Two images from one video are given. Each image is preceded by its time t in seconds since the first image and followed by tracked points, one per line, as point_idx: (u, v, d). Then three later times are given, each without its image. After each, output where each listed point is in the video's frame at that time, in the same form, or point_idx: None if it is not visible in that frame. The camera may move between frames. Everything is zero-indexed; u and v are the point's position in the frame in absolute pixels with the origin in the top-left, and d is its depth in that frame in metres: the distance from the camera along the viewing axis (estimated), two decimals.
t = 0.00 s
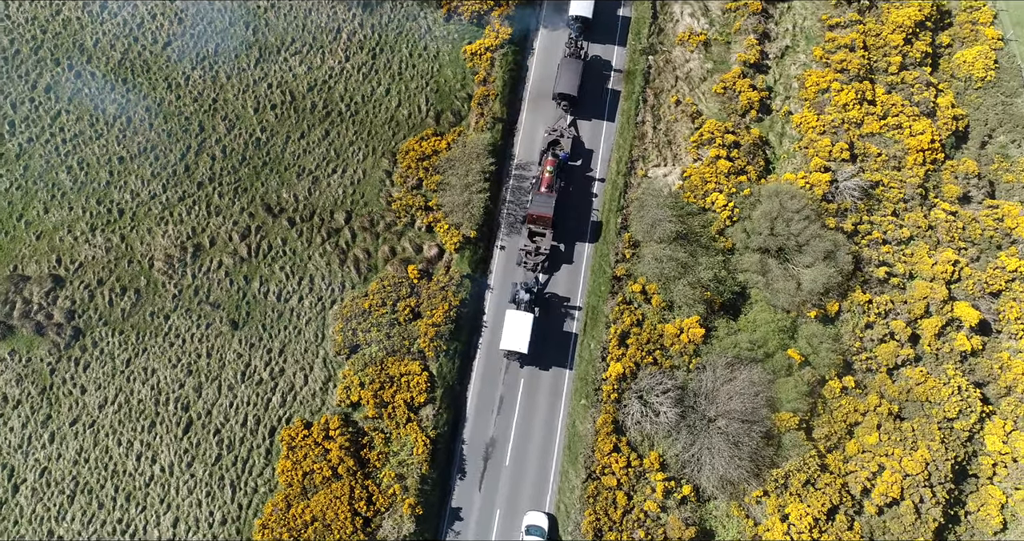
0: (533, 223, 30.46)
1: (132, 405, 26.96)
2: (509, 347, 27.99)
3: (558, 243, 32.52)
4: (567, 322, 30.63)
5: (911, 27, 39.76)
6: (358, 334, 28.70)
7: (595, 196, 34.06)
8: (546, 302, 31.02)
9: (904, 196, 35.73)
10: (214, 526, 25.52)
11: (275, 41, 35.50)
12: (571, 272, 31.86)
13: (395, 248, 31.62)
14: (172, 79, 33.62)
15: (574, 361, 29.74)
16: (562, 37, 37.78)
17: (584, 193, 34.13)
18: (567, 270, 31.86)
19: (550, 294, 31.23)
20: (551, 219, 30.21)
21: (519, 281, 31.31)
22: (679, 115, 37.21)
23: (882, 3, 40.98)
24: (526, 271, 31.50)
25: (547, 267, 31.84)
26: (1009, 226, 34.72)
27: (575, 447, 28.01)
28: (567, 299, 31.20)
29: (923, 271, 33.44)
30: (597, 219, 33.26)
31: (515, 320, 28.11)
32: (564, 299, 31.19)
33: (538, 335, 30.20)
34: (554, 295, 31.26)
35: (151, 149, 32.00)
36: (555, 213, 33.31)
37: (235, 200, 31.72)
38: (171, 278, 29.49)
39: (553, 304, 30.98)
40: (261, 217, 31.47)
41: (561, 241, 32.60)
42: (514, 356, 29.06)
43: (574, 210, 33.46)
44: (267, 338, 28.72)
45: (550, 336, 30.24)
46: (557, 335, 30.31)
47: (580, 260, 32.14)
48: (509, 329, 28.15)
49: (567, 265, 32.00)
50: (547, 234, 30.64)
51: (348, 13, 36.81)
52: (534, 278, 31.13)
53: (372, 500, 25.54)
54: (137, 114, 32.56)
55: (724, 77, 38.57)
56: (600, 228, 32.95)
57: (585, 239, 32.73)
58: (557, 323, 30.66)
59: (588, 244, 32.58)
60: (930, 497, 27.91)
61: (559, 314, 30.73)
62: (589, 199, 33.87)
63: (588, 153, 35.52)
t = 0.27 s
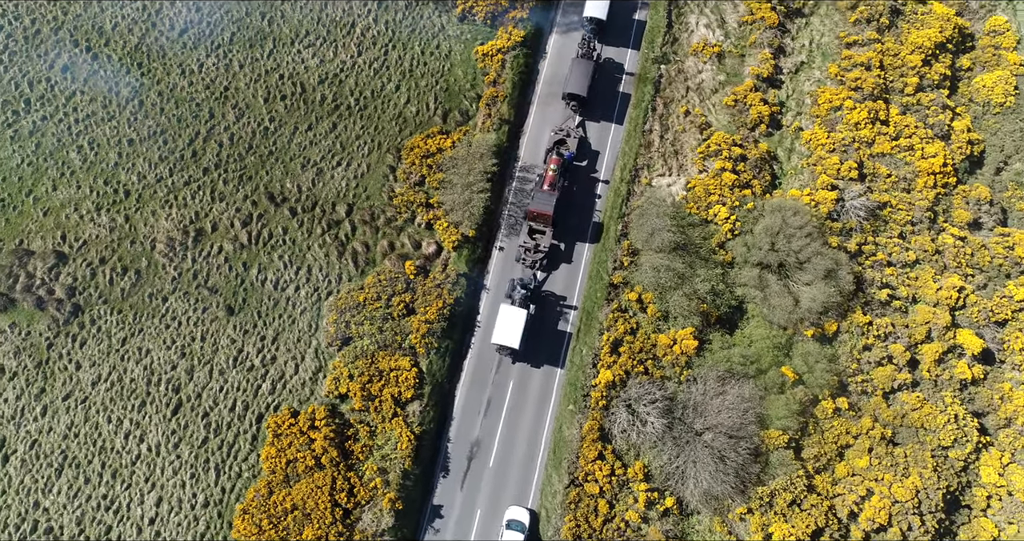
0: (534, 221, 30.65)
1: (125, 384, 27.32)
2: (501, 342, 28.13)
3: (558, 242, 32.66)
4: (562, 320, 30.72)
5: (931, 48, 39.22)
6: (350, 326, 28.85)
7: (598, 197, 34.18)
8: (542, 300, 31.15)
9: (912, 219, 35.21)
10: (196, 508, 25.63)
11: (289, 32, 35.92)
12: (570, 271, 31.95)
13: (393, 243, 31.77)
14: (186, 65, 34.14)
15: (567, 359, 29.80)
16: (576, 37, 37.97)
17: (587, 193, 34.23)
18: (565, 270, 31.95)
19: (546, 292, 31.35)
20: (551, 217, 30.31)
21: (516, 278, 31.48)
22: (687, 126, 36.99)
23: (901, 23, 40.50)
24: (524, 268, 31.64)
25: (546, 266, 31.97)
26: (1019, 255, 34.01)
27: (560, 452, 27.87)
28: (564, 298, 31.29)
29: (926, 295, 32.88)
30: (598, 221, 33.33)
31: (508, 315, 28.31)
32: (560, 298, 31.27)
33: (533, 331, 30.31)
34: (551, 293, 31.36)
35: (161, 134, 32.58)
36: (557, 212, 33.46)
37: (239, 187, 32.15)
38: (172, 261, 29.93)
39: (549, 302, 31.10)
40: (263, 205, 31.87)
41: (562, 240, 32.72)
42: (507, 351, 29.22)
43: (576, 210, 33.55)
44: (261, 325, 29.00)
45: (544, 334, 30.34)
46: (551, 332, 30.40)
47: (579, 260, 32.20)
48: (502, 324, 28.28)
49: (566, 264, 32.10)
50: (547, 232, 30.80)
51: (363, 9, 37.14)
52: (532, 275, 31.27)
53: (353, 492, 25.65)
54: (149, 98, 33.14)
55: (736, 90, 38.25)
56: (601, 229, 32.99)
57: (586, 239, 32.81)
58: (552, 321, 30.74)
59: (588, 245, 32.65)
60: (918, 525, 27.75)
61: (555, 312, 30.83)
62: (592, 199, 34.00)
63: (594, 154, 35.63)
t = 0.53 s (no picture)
0: (535, 220, 30.81)
1: (119, 363, 27.69)
2: (495, 338, 28.28)
3: (558, 242, 32.86)
4: (557, 319, 30.86)
5: (948, 71, 38.75)
6: (344, 319, 29.03)
7: (602, 199, 34.31)
8: (539, 299, 31.30)
9: (918, 242, 34.67)
10: (179, 491, 25.66)
11: (303, 26, 36.39)
12: (568, 271, 32.09)
13: (392, 239, 31.96)
14: (200, 53, 34.70)
15: (559, 359, 29.88)
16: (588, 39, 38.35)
17: (591, 195, 34.39)
18: (564, 270, 32.10)
19: (544, 291, 31.51)
20: (551, 217, 30.39)
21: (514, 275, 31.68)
22: (694, 137, 36.78)
23: (919, 44, 40.10)
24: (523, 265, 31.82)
25: (545, 265, 32.13)
26: None
27: (544, 458, 27.78)
28: (560, 298, 31.43)
29: (928, 321, 32.38)
30: (600, 223, 33.47)
31: (503, 311, 28.48)
32: (557, 298, 31.41)
33: (527, 329, 30.46)
34: (548, 293, 31.53)
35: (171, 120, 33.13)
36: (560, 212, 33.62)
37: (244, 176, 32.56)
38: (173, 245, 30.34)
39: (545, 301, 31.25)
40: (267, 195, 32.23)
41: (562, 240, 32.90)
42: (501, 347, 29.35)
43: (578, 211, 33.69)
44: (256, 313, 29.32)
45: (539, 332, 30.49)
46: (546, 331, 30.54)
47: (578, 261, 32.34)
48: (495, 320, 28.41)
49: (565, 264, 32.26)
50: (548, 231, 30.92)
51: (378, 6, 37.57)
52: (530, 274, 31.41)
53: (335, 484, 25.64)
54: (162, 84, 33.71)
55: (746, 104, 37.91)
56: (602, 231, 33.13)
57: (586, 240, 32.96)
58: (548, 320, 30.86)
59: (588, 246, 32.79)
60: None
61: (551, 311, 30.97)
62: (595, 201, 34.17)
63: (600, 157, 35.76)
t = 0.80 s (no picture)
0: (536, 220, 31.06)
1: (115, 343, 28.11)
2: (489, 334, 28.53)
3: (559, 242, 33.21)
4: (553, 319, 31.15)
5: (965, 95, 38.18)
6: (337, 313, 29.22)
7: (605, 202, 34.63)
8: (536, 298, 31.59)
9: (924, 267, 34.07)
10: (164, 473, 25.88)
11: (318, 21, 36.98)
12: (567, 271, 32.40)
13: (392, 236, 32.18)
14: (215, 42, 35.27)
15: (552, 358, 30.12)
16: (602, 42, 38.72)
17: (594, 197, 34.73)
18: (562, 270, 32.39)
19: (541, 290, 31.81)
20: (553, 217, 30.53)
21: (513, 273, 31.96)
22: (701, 150, 36.51)
23: (937, 67, 39.54)
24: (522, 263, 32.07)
25: (544, 265, 32.44)
26: None
27: (528, 462, 27.71)
28: (557, 297, 31.74)
29: (928, 348, 31.83)
30: (602, 227, 33.89)
31: (499, 308, 28.71)
32: (554, 298, 31.72)
33: (522, 327, 30.73)
34: (545, 292, 31.82)
35: (182, 107, 33.70)
36: (562, 213, 33.99)
37: (250, 166, 33.00)
38: (176, 230, 30.85)
39: (542, 300, 31.54)
40: (270, 186, 32.64)
41: (562, 241, 33.24)
42: (495, 344, 29.61)
43: (581, 213, 34.18)
44: (252, 302, 29.64)
45: (533, 330, 30.76)
46: (541, 330, 30.79)
47: (577, 262, 32.67)
48: (490, 316, 28.60)
49: (564, 265, 32.58)
50: (548, 231, 31.05)
51: (393, 4, 38.18)
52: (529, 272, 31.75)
53: (317, 476, 25.69)
54: (176, 72, 34.32)
55: (756, 119, 37.46)
56: (603, 234, 33.55)
57: (587, 243, 33.31)
58: (543, 319, 31.14)
59: (588, 248, 33.13)
60: None
61: (547, 311, 31.24)
62: (598, 204, 34.51)
63: (607, 160, 35.99)
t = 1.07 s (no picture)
0: (537, 219, 31.17)
1: (112, 325, 28.58)
2: (482, 331, 28.66)
3: (559, 243, 33.17)
4: (548, 319, 31.11)
5: (981, 121, 37.68)
6: (331, 307, 29.46)
7: (608, 206, 34.59)
8: (533, 298, 31.63)
9: (928, 293, 33.54)
10: (151, 455, 26.16)
11: (333, 17, 37.63)
12: (566, 273, 32.37)
13: (391, 233, 32.32)
14: (230, 34, 35.97)
15: (545, 359, 30.05)
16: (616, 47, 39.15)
17: (598, 201, 34.71)
18: (561, 272, 32.37)
19: (538, 290, 31.85)
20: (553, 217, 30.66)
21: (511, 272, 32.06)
22: (707, 163, 36.29)
23: (954, 91, 39.02)
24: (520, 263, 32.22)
25: (543, 265, 32.46)
26: None
27: (511, 467, 27.66)
28: (554, 299, 31.71)
29: (926, 375, 31.30)
30: (603, 230, 33.77)
31: (494, 305, 28.90)
32: (551, 299, 31.71)
33: (517, 326, 30.77)
34: (542, 293, 31.85)
35: (194, 97, 34.44)
36: (564, 215, 34.05)
37: (256, 157, 33.52)
38: (179, 216, 31.39)
39: (539, 301, 31.54)
40: (275, 177, 33.11)
41: (563, 242, 33.21)
42: (488, 341, 29.73)
43: (584, 215, 34.15)
44: (249, 291, 29.99)
45: (528, 330, 30.77)
46: (535, 330, 30.78)
47: (576, 264, 32.59)
48: (484, 313, 28.79)
49: (563, 266, 32.53)
50: (548, 231, 31.19)
51: (408, 4, 38.78)
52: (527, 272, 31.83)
53: (300, 467, 25.85)
54: (190, 61, 35.04)
55: (764, 134, 37.17)
56: (604, 238, 33.45)
57: (587, 245, 33.24)
58: (538, 319, 31.13)
59: (589, 251, 33.06)
60: None
61: (543, 311, 31.26)
62: (601, 207, 34.48)
63: (612, 164, 35.97)
